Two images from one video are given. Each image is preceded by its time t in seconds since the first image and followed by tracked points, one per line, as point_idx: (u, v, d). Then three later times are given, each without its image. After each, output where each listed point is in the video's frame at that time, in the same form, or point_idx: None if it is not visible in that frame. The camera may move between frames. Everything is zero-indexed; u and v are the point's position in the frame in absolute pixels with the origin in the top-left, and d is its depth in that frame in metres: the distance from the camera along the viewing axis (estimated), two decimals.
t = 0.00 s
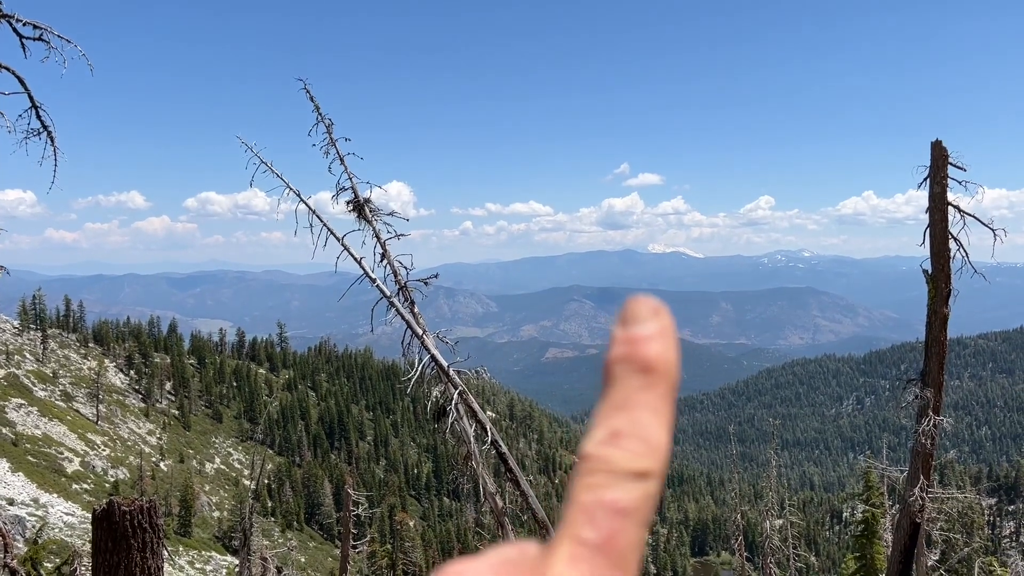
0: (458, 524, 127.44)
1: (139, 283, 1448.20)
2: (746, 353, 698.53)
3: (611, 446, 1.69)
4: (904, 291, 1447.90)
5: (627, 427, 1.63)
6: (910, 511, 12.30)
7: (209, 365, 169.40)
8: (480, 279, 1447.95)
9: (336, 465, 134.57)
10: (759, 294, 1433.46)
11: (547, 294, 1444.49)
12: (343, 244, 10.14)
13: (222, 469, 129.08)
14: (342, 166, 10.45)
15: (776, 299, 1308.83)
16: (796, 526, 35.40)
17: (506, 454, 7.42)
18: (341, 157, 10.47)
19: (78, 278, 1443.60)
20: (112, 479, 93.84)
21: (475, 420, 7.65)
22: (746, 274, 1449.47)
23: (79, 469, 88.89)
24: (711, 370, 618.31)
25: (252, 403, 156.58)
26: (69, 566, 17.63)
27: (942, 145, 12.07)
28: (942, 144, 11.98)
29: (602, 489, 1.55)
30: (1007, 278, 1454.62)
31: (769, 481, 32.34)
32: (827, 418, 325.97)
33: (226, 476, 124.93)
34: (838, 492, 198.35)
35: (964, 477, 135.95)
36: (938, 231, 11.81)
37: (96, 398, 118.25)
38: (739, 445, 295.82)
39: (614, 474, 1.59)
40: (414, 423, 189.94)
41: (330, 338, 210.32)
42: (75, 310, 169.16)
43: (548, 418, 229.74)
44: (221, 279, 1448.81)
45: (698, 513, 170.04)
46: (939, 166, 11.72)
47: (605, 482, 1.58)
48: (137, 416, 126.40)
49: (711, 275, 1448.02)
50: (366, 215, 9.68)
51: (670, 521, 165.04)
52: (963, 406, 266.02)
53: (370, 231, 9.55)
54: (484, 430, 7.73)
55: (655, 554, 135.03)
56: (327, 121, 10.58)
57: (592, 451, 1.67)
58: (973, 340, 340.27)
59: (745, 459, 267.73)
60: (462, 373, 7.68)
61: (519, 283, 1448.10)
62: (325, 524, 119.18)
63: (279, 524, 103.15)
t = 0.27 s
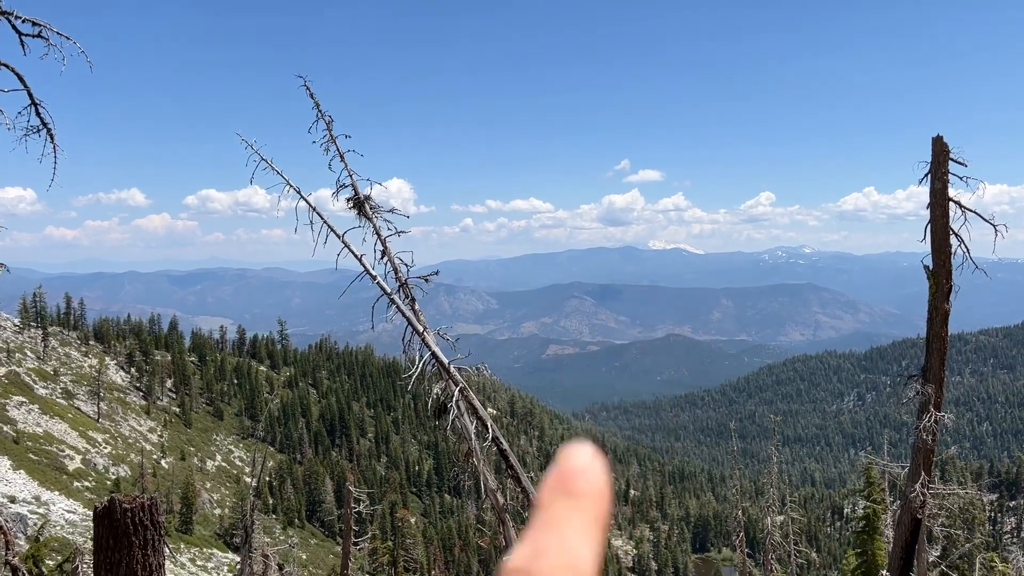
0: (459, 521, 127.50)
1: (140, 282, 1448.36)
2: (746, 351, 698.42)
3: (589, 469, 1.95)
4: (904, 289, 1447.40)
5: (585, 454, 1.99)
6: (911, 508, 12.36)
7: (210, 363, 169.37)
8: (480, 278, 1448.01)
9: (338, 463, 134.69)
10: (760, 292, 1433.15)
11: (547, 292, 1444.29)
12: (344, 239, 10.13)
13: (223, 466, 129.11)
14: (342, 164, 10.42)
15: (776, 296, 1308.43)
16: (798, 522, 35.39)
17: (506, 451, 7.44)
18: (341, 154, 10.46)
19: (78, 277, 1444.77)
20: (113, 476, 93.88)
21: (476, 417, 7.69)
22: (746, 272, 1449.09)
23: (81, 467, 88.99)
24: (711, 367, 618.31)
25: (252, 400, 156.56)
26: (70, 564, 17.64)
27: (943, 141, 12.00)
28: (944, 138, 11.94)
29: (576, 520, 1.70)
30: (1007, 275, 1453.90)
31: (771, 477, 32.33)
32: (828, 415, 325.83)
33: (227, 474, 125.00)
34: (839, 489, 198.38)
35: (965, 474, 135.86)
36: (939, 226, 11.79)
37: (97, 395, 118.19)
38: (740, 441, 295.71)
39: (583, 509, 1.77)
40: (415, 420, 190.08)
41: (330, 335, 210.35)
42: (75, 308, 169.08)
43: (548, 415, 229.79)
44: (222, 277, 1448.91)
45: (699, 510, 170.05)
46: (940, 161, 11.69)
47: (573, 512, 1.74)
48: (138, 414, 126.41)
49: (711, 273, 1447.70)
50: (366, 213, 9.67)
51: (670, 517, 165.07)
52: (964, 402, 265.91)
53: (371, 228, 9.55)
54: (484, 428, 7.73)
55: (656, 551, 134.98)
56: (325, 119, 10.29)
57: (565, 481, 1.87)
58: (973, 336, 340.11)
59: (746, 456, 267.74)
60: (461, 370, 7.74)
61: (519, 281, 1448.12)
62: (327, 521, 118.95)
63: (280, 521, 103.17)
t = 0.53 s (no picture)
0: (460, 518, 127.80)
1: (140, 279, 1448.26)
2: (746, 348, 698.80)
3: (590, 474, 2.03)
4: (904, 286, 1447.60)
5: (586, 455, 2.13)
6: (910, 503, 12.44)
7: (211, 359, 169.37)
8: (480, 275, 1447.92)
9: (339, 459, 134.88)
10: (760, 289, 1433.29)
11: (547, 289, 1444.49)
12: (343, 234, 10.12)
13: (225, 462, 129.23)
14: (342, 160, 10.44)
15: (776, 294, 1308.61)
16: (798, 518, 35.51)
17: (506, 447, 7.49)
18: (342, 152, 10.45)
19: (78, 274, 1444.97)
20: (115, 473, 93.88)
21: (476, 414, 7.73)
22: (746, 269, 1449.02)
23: (82, 464, 89.08)
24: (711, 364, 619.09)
25: (253, 397, 156.52)
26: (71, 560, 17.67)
27: (943, 137, 11.98)
28: (943, 135, 11.95)
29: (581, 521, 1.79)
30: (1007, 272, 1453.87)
31: (772, 473, 32.39)
32: (828, 411, 326.30)
33: (228, 470, 125.14)
34: (839, 485, 198.58)
35: (965, 470, 135.88)
36: (938, 222, 11.81)
37: (98, 392, 118.12)
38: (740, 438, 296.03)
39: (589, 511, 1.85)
40: (415, 417, 190.34)
41: (330, 332, 210.33)
42: (76, 305, 168.97)
43: (549, 412, 229.87)
44: (222, 274, 1448.76)
45: (699, 507, 170.16)
46: (939, 157, 11.71)
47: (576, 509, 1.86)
48: (139, 411, 126.39)
49: (711, 271, 1447.76)
50: (366, 210, 9.64)
51: (670, 514, 165.24)
52: (963, 398, 266.20)
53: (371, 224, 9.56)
54: (485, 424, 7.78)
55: (656, 548, 135.16)
56: (326, 116, 10.22)
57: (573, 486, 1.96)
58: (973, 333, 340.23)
59: (746, 452, 268.07)
60: (462, 367, 7.76)
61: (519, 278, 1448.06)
62: (328, 517, 118.90)
63: (282, 517, 103.24)
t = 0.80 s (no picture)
0: (460, 515, 128.18)
1: (139, 277, 1450.60)
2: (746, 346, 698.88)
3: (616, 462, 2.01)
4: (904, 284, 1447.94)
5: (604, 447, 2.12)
6: (911, 501, 12.44)
7: (211, 357, 169.65)
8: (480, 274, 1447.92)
9: (339, 456, 135.06)
10: (759, 287, 1433.39)
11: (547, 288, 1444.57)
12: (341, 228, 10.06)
13: (225, 460, 129.37)
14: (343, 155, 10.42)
15: (776, 292, 1308.78)
16: (797, 515, 35.53)
17: (506, 444, 7.49)
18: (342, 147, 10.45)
19: (77, 272, 1446.08)
20: (115, 470, 93.95)
21: (477, 411, 7.80)
22: (746, 267, 1448.74)
23: (83, 461, 89.23)
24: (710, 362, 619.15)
25: (253, 394, 156.55)
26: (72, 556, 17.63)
27: (943, 134, 12.02)
28: (944, 132, 11.98)
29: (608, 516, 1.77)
30: (1007, 270, 1453.13)
31: (771, 470, 32.46)
32: (828, 408, 326.67)
33: (229, 467, 125.31)
34: (839, 482, 198.71)
35: (964, 466, 136.08)
36: (939, 219, 11.81)
37: (98, 389, 118.17)
38: (740, 435, 296.41)
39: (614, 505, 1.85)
40: (416, 414, 190.63)
41: (330, 329, 210.34)
42: (76, 302, 169.06)
43: (548, 409, 230.06)
44: (221, 271, 1449.80)
45: (699, 504, 170.29)
46: (940, 154, 11.73)
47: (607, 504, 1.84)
48: (139, 408, 126.37)
49: (711, 269, 1447.68)
50: (366, 207, 9.66)
51: (670, 511, 165.29)
52: (963, 395, 266.47)
53: (373, 221, 9.55)
54: (485, 421, 7.81)
55: (656, 544, 135.34)
56: (326, 113, 10.21)
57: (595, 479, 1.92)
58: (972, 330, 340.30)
59: (745, 450, 268.22)
60: (463, 365, 7.80)
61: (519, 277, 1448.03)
62: (328, 514, 118.97)
63: (282, 514, 103.42)
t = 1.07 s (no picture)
0: (459, 513, 128.21)
1: (138, 276, 1449.89)
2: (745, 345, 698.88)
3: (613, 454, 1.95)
4: (903, 283, 1448.59)
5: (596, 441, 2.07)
6: (910, 500, 12.44)
7: (210, 355, 169.68)
8: (480, 273, 1447.79)
9: (337, 455, 135.13)
10: (759, 287, 1433.88)
11: (546, 287, 1444.65)
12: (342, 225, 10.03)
13: (224, 458, 129.40)
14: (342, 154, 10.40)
15: (776, 292, 1309.35)
16: (795, 513, 35.48)
17: (506, 442, 7.50)
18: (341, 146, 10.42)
19: (76, 271, 1445.66)
20: (114, 468, 93.93)
21: (475, 410, 7.78)
22: (745, 267, 1448.79)
23: (81, 459, 89.19)
24: (709, 361, 619.36)
25: (252, 392, 156.54)
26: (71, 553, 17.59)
27: (942, 133, 12.03)
28: (943, 131, 11.99)
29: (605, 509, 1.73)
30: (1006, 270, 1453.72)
31: (769, 468, 32.38)
32: (827, 407, 326.82)
33: (227, 466, 125.36)
34: (837, 480, 198.78)
35: (963, 465, 136.17)
36: (939, 218, 11.81)
37: (97, 387, 118.11)
38: (738, 433, 296.63)
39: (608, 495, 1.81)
40: (415, 412, 190.64)
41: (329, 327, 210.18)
42: (75, 300, 168.87)
43: (547, 407, 230.06)
44: (221, 270, 1449.33)
45: (698, 502, 170.22)
46: (939, 153, 11.73)
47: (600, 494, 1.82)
48: (138, 406, 126.26)
49: (711, 268, 1447.81)
50: (365, 205, 9.65)
51: (668, 509, 165.31)
52: (961, 394, 266.59)
53: (371, 220, 9.53)
54: (484, 419, 7.83)
55: (654, 543, 135.34)
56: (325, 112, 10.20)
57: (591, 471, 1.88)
58: (971, 329, 340.47)
59: (744, 448, 268.29)
60: (461, 363, 7.79)
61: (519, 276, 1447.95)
62: (327, 512, 119.00)
63: (280, 513, 103.46)
